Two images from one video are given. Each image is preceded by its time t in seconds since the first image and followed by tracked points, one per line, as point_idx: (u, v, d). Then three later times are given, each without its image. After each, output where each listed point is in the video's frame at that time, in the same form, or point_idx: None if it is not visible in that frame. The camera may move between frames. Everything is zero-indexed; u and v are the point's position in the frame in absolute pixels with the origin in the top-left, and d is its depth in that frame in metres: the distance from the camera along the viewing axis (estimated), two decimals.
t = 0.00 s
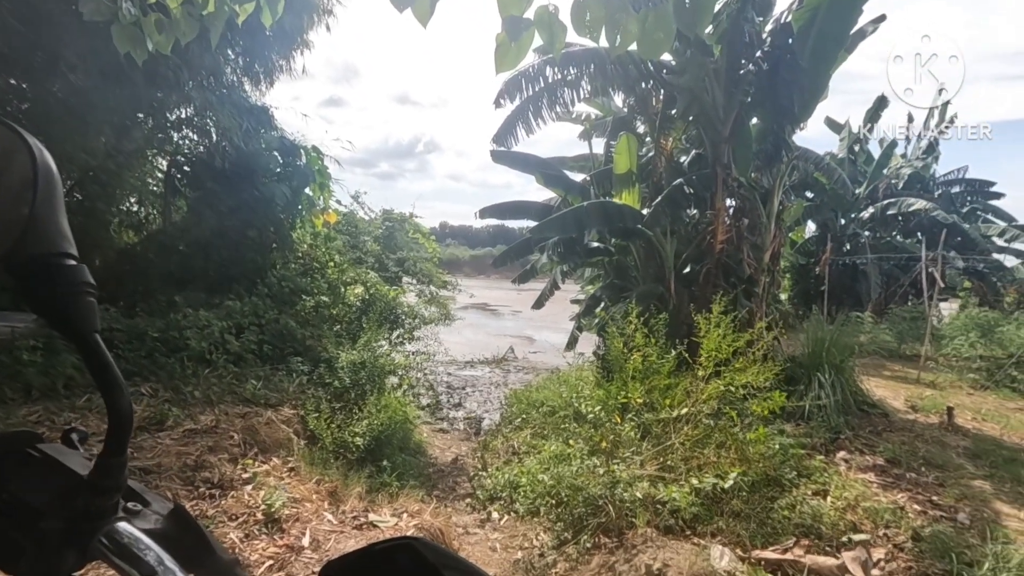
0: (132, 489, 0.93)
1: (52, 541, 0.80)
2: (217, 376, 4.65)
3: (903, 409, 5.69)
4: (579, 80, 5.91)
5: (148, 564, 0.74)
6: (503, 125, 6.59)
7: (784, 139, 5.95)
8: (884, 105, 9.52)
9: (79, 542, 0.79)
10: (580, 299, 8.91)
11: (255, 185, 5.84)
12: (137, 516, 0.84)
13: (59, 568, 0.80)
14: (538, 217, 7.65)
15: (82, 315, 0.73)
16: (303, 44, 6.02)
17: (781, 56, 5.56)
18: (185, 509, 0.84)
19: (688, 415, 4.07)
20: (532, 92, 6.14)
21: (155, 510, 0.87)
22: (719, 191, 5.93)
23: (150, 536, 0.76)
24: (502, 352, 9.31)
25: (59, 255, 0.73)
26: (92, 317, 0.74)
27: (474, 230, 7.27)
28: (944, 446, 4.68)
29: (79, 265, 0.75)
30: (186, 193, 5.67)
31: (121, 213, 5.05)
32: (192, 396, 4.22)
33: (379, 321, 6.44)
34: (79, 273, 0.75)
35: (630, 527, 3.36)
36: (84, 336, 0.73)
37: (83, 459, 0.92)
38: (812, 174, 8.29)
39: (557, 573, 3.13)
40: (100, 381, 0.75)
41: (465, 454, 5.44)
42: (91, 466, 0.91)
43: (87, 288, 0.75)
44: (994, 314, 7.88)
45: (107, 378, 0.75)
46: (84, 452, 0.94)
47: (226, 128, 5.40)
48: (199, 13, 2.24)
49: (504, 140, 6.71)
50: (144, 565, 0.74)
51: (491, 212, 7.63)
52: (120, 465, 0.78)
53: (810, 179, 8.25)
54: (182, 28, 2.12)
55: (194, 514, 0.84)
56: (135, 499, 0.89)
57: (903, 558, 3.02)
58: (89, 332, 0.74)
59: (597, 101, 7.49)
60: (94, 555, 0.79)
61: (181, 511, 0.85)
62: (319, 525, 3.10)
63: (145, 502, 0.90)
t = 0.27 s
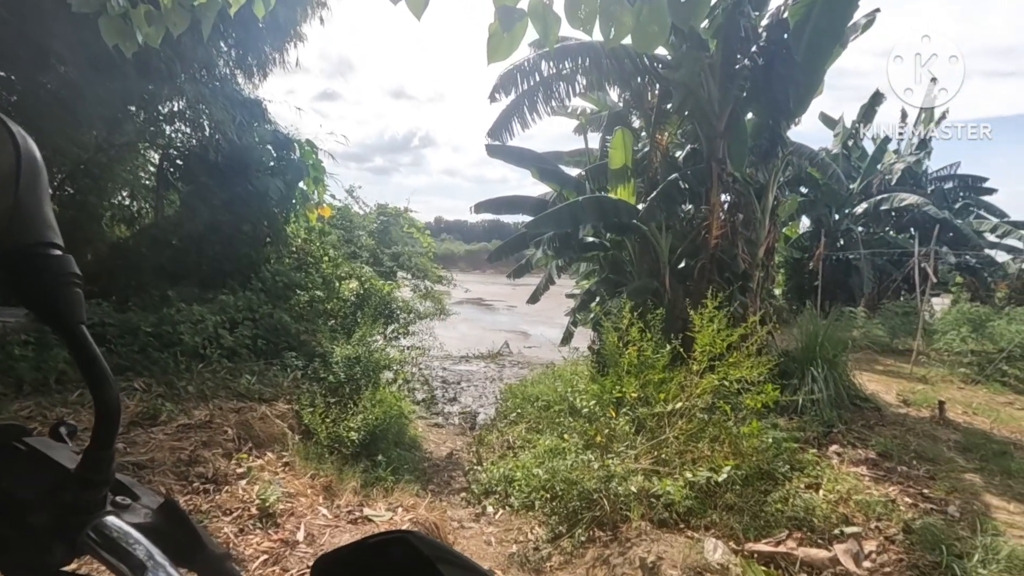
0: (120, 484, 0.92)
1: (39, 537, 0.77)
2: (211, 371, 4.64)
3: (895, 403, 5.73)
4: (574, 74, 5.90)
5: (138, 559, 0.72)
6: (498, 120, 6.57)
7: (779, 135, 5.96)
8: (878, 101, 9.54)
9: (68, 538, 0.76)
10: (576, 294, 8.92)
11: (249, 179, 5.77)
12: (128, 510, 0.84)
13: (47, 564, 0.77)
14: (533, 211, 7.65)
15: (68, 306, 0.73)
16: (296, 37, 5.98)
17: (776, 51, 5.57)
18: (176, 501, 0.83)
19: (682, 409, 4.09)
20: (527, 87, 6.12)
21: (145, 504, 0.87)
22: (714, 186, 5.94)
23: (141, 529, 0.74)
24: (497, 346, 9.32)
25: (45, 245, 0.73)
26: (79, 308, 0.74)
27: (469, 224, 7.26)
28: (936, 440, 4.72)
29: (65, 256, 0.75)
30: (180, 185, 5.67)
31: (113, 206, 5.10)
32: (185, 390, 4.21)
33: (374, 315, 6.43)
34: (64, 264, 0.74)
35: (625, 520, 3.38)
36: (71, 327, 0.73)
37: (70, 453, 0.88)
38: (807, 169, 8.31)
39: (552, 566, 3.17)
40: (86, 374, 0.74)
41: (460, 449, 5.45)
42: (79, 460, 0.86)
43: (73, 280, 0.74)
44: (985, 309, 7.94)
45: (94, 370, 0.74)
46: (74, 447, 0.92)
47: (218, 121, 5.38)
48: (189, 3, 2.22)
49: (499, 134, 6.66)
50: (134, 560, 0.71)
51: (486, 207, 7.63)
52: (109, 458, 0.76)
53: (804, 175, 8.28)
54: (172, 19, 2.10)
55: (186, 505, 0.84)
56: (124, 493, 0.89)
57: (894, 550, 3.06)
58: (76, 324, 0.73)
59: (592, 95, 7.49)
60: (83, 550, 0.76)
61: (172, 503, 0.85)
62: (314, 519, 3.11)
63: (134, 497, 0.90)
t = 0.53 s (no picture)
0: (115, 479, 0.93)
1: (29, 534, 0.75)
2: (206, 367, 4.63)
3: (888, 397, 5.77)
4: (570, 69, 5.90)
5: (134, 554, 0.73)
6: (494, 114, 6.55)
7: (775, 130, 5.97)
8: (874, 96, 9.56)
9: (59, 534, 0.75)
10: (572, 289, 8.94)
11: (242, 175, 5.65)
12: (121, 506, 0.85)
13: (38, 561, 0.76)
14: (529, 206, 7.65)
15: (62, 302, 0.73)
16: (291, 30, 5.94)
17: (772, 46, 5.57)
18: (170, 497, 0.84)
19: (678, 404, 4.11)
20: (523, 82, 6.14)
21: (139, 499, 0.88)
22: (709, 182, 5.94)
23: (136, 526, 0.75)
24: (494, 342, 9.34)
25: (38, 242, 0.73)
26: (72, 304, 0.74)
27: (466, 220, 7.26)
28: (928, 434, 4.75)
29: (56, 252, 0.75)
30: (172, 181, 5.58)
31: (107, 201, 5.09)
32: (181, 386, 4.21)
33: (370, 311, 6.43)
34: (55, 260, 0.75)
35: (620, 514, 3.40)
36: (63, 322, 0.73)
37: (62, 450, 0.88)
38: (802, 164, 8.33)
39: (548, 560, 3.20)
40: (79, 370, 0.74)
41: (457, 444, 5.47)
42: (72, 457, 0.85)
43: (65, 276, 0.75)
44: (978, 304, 7.99)
45: (87, 366, 0.75)
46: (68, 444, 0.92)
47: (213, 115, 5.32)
48: None
49: (494, 129, 6.68)
50: (129, 555, 0.72)
51: (482, 202, 7.64)
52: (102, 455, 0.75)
53: (800, 170, 8.30)
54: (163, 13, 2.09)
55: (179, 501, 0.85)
56: (117, 488, 0.89)
57: (887, 543, 3.08)
58: (69, 319, 0.73)
59: (589, 90, 7.49)
60: (77, 547, 0.76)
61: (165, 499, 0.86)
62: (310, 514, 3.12)
63: (128, 493, 0.90)
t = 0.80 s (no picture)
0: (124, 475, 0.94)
1: (44, 531, 0.75)
2: (203, 363, 4.63)
3: (882, 392, 5.82)
4: (567, 65, 5.90)
5: (145, 549, 0.74)
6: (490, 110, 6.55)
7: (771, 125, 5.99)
8: (869, 92, 9.59)
9: (71, 529, 0.75)
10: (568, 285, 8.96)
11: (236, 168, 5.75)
12: (131, 502, 0.85)
13: (51, 558, 0.76)
14: (526, 202, 7.66)
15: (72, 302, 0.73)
16: (286, 25, 5.92)
17: (768, 41, 5.54)
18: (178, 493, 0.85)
19: (674, 399, 4.13)
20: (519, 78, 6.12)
21: (147, 496, 0.89)
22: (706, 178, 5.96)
23: (147, 521, 0.76)
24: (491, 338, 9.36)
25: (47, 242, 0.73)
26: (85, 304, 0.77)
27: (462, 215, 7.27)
28: (922, 428, 4.80)
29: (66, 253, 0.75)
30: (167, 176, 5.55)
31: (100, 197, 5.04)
32: (178, 382, 4.21)
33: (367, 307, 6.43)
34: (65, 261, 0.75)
35: (616, 509, 3.42)
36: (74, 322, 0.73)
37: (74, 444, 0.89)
38: (797, 160, 8.35)
39: (545, 554, 3.23)
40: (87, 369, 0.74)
41: (454, 439, 5.49)
42: (83, 453, 0.86)
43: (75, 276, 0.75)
44: (972, 299, 8.04)
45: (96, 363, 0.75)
46: (76, 441, 0.93)
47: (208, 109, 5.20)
48: None
49: (490, 125, 6.68)
50: (140, 550, 0.73)
51: (479, 198, 7.64)
52: (114, 453, 0.76)
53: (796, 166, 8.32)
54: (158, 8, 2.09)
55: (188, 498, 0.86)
56: (126, 485, 0.90)
57: (880, 536, 3.11)
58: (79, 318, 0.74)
59: (585, 86, 7.50)
60: (88, 542, 0.76)
61: (174, 496, 0.87)
62: (308, 510, 3.13)
63: (137, 488, 0.91)
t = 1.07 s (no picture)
0: (105, 475, 0.93)
1: (19, 530, 0.74)
2: (198, 360, 4.62)
3: (877, 385, 5.85)
4: (562, 59, 5.89)
5: (125, 548, 0.70)
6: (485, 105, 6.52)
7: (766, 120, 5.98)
8: (864, 87, 9.60)
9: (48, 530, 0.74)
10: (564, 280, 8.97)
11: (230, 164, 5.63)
12: (112, 502, 0.85)
13: (30, 557, 0.75)
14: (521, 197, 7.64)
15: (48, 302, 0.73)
16: (279, 19, 5.87)
17: (764, 36, 5.53)
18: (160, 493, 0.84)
19: (670, 394, 4.14)
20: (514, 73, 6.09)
21: (129, 495, 0.88)
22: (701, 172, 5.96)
23: (127, 521, 0.73)
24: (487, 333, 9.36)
25: (23, 240, 0.72)
26: (58, 301, 0.73)
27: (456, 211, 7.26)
28: (916, 422, 4.81)
29: (42, 251, 0.74)
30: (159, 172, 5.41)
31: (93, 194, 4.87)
32: (173, 378, 4.20)
33: (362, 303, 6.41)
34: (41, 259, 0.74)
35: (612, 503, 3.43)
36: (52, 321, 0.73)
37: (53, 445, 0.88)
38: (792, 155, 8.37)
39: (541, 549, 3.24)
40: (67, 370, 0.74)
41: (450, 435, 5.50)
42: (63, 453, 0.85)
43: (51, 274, 0.74)
44: (966, 293, 8.07)
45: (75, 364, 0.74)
46: (56, 441, 0.91)
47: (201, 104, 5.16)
48: None
49: (486, 120, 6.67)
50: (120, 550, 0.70)
51: (474, 193, 7.63)
52: (93, 451, 0.75)
53: (791, 161, 8.33)
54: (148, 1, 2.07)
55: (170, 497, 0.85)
56: (107, 484, 0.89)
57: (874, 529, 3.13)
58: (57, 318, 0.73)
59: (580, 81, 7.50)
60: (67, 541, 0.74)
61: (156, 496, 0.86)
62: (304, 506, 3.13)
63: (118, 488, 0.90)
